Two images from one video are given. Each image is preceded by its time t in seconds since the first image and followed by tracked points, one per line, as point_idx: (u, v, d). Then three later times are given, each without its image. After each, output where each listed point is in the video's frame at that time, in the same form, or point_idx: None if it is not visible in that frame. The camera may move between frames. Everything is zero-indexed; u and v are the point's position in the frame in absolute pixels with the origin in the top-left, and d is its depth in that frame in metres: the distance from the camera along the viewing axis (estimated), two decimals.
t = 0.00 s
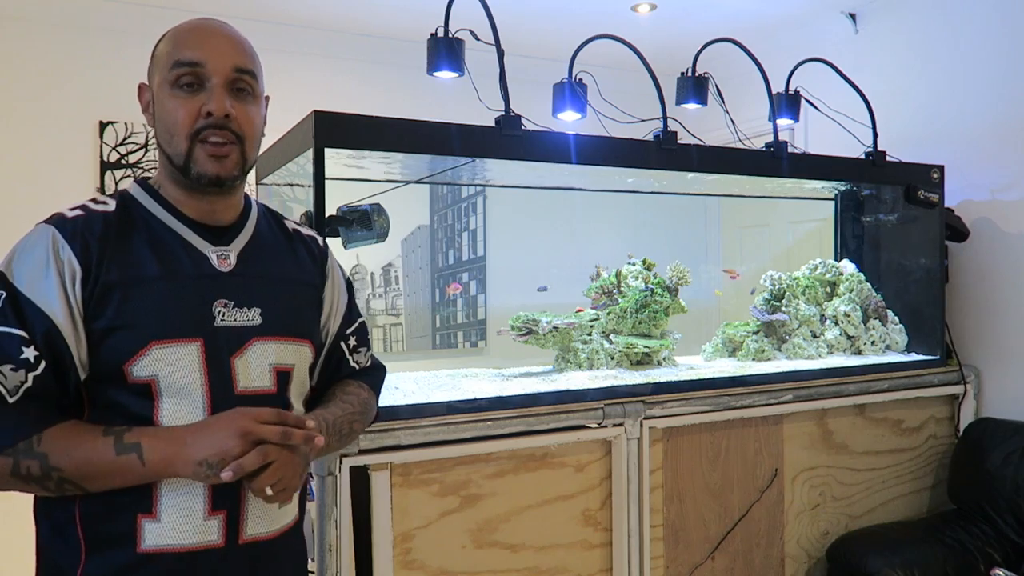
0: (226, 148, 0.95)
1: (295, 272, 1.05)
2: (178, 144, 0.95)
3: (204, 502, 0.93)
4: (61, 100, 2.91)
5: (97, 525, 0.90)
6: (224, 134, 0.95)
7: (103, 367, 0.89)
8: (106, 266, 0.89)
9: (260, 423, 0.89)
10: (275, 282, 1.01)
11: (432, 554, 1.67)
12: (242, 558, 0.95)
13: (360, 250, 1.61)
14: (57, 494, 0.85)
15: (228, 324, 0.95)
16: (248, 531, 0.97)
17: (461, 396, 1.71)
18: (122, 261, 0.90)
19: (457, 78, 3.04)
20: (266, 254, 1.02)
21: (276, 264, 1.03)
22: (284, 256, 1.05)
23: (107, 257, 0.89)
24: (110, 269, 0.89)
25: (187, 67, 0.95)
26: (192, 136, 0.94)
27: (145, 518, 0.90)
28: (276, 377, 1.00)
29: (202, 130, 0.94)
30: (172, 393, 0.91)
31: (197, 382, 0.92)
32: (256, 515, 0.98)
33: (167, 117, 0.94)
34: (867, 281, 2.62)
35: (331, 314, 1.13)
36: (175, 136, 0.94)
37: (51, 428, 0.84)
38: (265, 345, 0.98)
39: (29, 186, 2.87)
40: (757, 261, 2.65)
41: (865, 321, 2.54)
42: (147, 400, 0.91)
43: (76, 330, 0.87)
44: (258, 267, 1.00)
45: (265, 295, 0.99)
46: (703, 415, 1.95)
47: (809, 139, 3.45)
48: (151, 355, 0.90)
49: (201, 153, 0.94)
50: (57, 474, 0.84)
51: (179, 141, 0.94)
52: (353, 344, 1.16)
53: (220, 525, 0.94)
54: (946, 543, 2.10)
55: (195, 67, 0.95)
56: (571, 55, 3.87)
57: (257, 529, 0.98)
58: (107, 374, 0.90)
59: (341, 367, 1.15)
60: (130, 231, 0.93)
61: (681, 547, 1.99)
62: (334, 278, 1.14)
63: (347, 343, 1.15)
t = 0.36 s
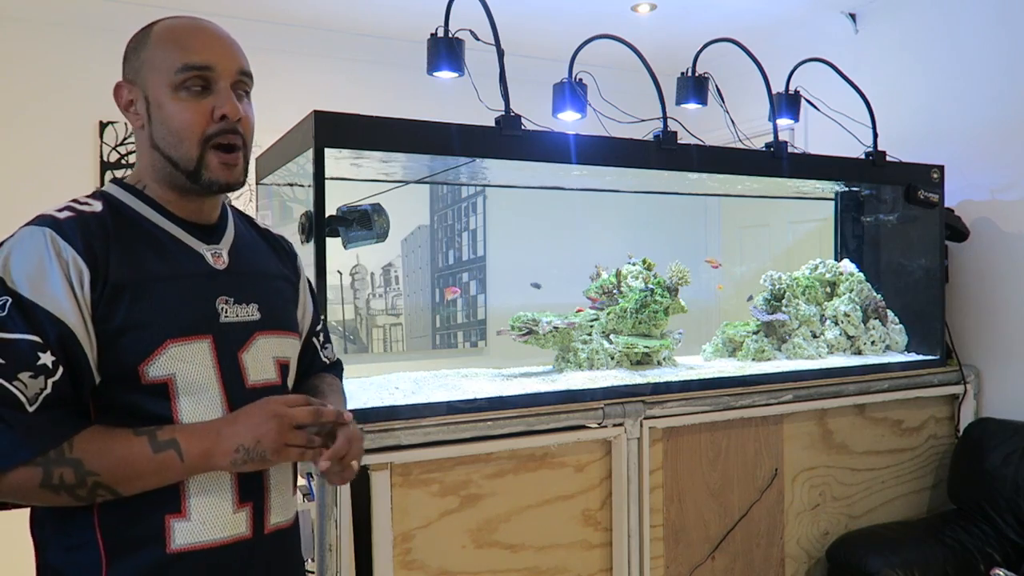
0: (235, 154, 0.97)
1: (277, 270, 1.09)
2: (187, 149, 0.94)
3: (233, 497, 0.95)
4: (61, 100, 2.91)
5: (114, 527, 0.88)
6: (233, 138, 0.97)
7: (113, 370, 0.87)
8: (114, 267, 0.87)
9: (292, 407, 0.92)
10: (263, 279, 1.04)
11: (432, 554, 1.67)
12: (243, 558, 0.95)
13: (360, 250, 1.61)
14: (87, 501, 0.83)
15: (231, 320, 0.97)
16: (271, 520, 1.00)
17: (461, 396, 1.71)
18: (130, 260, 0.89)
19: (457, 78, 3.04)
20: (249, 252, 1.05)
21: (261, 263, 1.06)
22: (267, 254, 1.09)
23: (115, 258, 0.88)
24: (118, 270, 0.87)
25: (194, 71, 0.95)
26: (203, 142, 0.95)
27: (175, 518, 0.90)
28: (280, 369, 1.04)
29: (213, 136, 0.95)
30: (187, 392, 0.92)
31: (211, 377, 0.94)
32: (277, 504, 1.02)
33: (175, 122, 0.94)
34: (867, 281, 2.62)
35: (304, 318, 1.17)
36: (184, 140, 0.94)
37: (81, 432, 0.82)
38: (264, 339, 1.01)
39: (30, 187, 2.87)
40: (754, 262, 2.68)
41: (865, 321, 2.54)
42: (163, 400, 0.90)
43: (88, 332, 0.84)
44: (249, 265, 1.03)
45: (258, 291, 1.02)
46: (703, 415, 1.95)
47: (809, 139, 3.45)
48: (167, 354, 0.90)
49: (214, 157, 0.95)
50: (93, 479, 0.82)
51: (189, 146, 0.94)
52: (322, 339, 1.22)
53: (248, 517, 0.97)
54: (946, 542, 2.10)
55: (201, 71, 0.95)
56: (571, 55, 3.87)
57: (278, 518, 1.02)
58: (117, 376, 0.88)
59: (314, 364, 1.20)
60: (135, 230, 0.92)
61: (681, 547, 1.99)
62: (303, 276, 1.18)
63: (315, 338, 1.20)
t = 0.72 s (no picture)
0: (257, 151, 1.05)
1: (250, 268, 1.10)
2: (224, 147, 0.99)
3: (250, 490, 0.99)
4: (61, 100, 2.91)
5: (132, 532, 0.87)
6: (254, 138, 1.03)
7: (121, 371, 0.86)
8: (127, 266, 0.87)
9: (307, 417, 0.90)
10: (244, 275, 1.05)
11: (432, 554, 1.67)
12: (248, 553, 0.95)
13: (360, 250, 1.62)
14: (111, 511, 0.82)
15: (227, 316, 0.98)
16: (281, 508, 1.06)
17: (461, 396, 1.71)
18: (140, 258, 0.89)
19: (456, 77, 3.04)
20: (225, 248, 1.06)
21: (237, 260, 1.07)
22: (239, 254, 1.10)
23: (127, 256, 0.88)
24: (132, 269, 0.88)
25: (227, 74, 0.99)
26: (238, 140, 1.00)
27: (198, 516, 0.92)
28: (270, 363, 1.06)
29: (246, 135, 1.01)
30: (199, 389, 0.93)
31: (218, 374, 0.95)
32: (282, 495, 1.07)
33: (213, 121, 0.97)
34: (866, 281, 2.62)
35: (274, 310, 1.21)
36: (221, 140, 0.98)
37: (102, 445, 0.80)
38: (256, 335, 1.03)
39: (31, 187, 2.87)
40: (755, 262, 2.65)
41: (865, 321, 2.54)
42: (176, 402, 0.91)
43: (103, 335, 0.83)
44: (231, 264, 1.04)
45: (244, 288, 1.03)
46: (703, 415, 1.95)
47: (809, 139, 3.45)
48: (181, 353, 0.91)
49: (243, 156, 1.02)
50: (119, 490, 0.81)
51: (225, 145, 0.99)
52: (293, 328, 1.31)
53: (263, 508, 1.01)
54: (946, 542, 2.10)
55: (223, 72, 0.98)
56: (571, 55, 3.87)
57: (285, 506, 1.07)
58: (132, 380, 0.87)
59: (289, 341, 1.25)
60: (140, 228, 0.92)
61: (681, 547, 1.99)
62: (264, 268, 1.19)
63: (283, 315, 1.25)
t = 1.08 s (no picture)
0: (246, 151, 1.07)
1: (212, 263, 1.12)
2: (223, 150, 0.99)
3: (267, 476, 1.04)
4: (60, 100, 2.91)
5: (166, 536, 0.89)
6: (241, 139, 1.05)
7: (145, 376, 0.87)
8: (161, 269, 0.89)
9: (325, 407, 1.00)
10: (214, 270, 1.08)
11: (432, 554, 1.67)
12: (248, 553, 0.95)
13: (360, 250, 1.61)
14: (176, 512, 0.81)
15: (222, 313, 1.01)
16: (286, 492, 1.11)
17: (462, 396, 1.71)
18: (165, 260, 0.91)
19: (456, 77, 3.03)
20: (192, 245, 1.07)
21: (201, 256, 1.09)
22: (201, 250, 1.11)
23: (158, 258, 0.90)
24: (166, 272, 0.90)
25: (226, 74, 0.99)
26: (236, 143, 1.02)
27: (228, 506, 0.96)
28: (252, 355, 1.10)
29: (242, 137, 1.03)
30: (219, 388, 0.95)
31: (229, 370, 0.98)
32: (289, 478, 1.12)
33: (217, 123, 0.97)
34: (866, 281, 2.62)
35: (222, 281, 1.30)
36: (222, 142, 0.99)
37: (177, 446, 0.80)
38: (241, 329, 1.07)
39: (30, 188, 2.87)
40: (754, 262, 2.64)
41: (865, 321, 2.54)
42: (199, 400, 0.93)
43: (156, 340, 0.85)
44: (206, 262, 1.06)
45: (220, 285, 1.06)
46: (703, 415, 1.95)
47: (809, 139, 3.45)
48: (209, 353, 0.93)
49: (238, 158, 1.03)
50: (194, 488, 0.81)
51: (225, 147, 1.00)
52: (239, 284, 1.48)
53: (275, 493, 1.07)
54: (946, 542, 2.10)
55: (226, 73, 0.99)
56: (571, 55, 3.87)
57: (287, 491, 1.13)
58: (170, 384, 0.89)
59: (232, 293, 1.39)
60: (152, 229, 0.93)
61: (681, 548, 1.99)
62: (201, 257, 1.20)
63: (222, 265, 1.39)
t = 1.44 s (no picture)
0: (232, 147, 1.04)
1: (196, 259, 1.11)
2: (204, 147, 0.98)
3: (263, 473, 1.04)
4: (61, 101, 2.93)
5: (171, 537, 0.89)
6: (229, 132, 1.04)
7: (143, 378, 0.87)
8: (154, 268, 0.89)
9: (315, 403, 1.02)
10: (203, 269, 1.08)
11: (432, 554, 1.67)
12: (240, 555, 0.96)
13: (360, 250, 1.62)
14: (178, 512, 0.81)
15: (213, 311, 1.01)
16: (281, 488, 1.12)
17: (462, 396, 1.71)
18: (160, 261, 0.91)
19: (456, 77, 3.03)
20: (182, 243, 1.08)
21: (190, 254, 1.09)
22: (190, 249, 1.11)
23: (152, 258, 0.90)
24: (159, 270, 0.89)
25: (202, 68, 0.97)
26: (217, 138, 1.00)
27: (228, 505, 0.96)
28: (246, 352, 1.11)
29: (223, 132, 1.00)
30: (215, 386, 0.96)
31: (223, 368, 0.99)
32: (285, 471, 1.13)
33: (194, 118, 0.95)
34: (866, 281, 2.63)
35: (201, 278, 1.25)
36: (202, 138, 0.97)
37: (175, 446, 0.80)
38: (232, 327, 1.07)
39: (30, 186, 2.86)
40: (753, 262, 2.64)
41: (865, 321, 2.54)
42: (197, 401, 0.93)
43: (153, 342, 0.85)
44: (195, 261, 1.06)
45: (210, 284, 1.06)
46: (703, 415, 1.95)
47: (809, 139, 3.45)
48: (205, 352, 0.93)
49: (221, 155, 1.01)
50: (195, 488, 0.81)
51: (205, 144, 0.98)
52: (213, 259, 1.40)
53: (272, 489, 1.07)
54: (946, 542, 2.10)
55: (203, 64, 0.97)
56: (571, 55, 3.87)
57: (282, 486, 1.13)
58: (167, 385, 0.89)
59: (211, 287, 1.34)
60: (143, 228, 0.93)
61: (681, 548, 1.99)
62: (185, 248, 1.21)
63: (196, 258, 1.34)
